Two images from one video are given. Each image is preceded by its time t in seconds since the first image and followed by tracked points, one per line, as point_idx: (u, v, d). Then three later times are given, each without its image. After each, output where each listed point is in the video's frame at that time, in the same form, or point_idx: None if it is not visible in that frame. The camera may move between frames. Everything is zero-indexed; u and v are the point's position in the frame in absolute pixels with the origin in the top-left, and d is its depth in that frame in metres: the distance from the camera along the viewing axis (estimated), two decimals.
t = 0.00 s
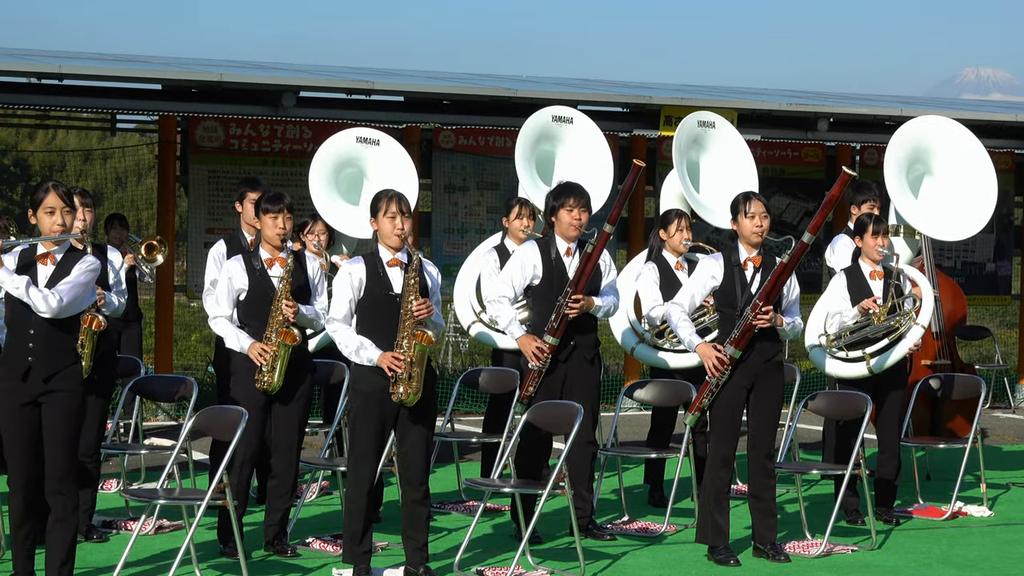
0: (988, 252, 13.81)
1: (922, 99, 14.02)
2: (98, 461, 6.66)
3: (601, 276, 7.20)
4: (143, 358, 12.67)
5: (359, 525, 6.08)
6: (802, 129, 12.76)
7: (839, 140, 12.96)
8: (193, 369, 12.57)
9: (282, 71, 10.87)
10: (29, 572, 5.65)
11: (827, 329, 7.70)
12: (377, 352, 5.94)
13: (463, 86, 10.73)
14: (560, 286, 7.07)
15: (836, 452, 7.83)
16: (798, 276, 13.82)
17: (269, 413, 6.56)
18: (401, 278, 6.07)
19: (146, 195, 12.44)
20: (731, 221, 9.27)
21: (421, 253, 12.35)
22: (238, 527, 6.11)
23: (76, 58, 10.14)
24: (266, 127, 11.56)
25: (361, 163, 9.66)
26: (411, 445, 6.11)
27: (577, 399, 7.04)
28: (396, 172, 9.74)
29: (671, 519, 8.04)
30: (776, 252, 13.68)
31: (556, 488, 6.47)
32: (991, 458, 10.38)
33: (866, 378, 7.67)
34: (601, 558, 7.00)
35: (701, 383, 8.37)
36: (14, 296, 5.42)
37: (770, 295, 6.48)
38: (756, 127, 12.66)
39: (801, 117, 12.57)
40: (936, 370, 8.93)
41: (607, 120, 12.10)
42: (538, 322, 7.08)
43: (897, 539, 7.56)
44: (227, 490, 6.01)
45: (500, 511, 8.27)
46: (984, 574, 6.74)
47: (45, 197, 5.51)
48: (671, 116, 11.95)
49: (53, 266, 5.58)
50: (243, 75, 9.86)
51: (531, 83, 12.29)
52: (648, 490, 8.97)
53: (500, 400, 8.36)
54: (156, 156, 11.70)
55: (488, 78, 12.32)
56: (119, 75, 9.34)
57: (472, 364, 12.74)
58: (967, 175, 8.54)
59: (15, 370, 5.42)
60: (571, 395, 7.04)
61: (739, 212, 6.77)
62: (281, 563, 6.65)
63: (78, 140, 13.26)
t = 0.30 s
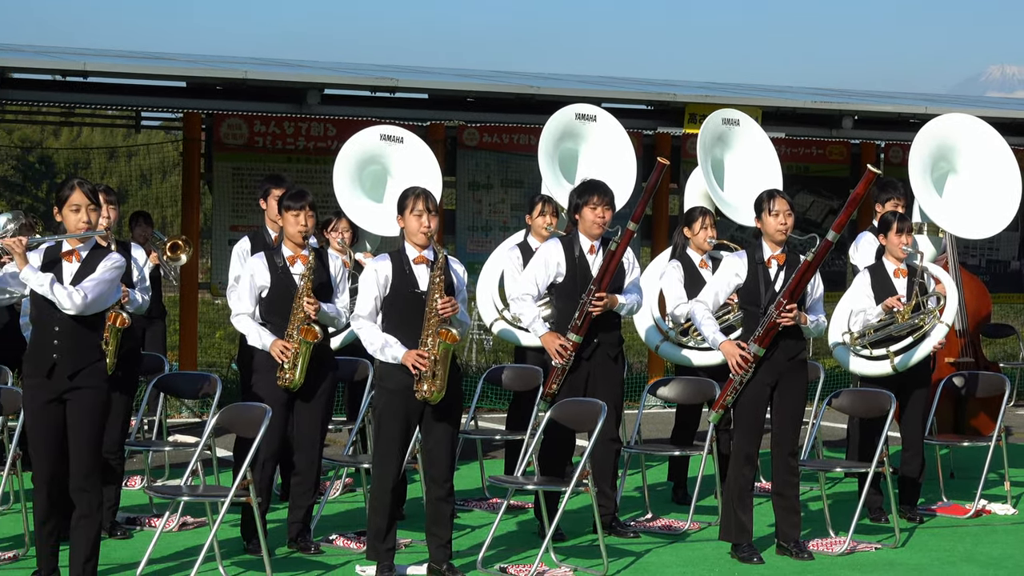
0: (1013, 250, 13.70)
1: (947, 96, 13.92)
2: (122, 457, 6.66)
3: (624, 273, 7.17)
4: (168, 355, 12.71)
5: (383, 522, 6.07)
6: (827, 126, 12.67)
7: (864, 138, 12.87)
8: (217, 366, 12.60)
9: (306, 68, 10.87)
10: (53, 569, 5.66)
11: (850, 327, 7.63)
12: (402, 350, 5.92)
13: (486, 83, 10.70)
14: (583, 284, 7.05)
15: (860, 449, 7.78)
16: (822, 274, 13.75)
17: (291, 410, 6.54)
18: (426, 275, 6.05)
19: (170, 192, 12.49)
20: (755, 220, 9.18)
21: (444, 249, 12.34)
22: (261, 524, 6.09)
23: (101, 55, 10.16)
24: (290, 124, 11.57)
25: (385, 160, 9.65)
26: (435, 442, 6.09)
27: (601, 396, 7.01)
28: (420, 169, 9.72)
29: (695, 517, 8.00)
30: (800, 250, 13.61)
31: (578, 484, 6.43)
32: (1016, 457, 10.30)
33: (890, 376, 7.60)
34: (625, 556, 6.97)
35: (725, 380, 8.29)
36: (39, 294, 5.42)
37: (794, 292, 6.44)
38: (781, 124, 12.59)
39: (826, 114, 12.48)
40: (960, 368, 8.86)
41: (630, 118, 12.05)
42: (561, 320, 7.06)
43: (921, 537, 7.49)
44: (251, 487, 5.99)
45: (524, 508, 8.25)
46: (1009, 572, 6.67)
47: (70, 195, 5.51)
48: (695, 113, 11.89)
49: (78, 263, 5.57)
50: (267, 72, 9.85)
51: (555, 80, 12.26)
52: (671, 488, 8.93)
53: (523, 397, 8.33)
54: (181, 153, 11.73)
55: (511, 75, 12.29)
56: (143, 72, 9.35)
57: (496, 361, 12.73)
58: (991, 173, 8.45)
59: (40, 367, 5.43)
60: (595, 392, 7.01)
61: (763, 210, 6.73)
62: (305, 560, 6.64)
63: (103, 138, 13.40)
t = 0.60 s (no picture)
0: None
1: (969, 93, 13.82)
2: (141, 454, 6.65)
3: (643, 269, 7.12)
4: (188, 351, 12.75)
5: (403, 518, 6.04)
6: (847, 122, 12.59)
7: (884, 134, 12.79)
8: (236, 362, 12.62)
9: (325, 64, 10.86)
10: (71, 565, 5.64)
11: (870, 323, 7.58)
12: (423, 345, 5.91)
13: (504, 79, 10.68)
14: (602, 280, 7.01)
15: (879, 446, 7.73)
16: (842, 271, 13.68)
17: (308, 407, 6.54)
18: (447, 271, 6.05)
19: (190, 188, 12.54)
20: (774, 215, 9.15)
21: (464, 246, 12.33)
22: (279, 521, 6.07)
23: (121, 51, 10.17)
24: (310, 121, 11.58)
25: (404, 156, 9.64)
26: (456, 438, 6.08)
27: (620, 393, 6.97)
28: (439, 165, 9.71)
29: (713, 514, 7.96)
30: (820, 246, 13.55)
31: (597, 481, 6.40)
32: None
33: (909, 372, 7.55)
34: (643, 552, 6.94)
35: (744, 377, 8.21)
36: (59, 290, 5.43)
37: (813, 288, 6.41)
38: (801, 121, 12.52)
39: (846, 110, 12.41)
40: (979, 365, 8.76)
41: (650, 114, 12.01)
42: (579, 317, 7.04)
43: (940, 534, 7.44)
44: (269, 482, 5.97)
45: (542, 505, 8.24)
46: None
47: (91, 191, 5.55)
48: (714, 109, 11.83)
49: (98, 259, 5.58)
50: (285, 68, 9.85)
51: (575, 77, 12.22)
52: (690, 485, 8.90)
53: (541, 394, 8.35)
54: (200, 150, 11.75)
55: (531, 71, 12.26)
56: (163, 68, 9.36)
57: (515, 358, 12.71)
58: (1009, 168, 8.37)
59: (59, 363, 5.44)
60: (613, 389, 6.97)
61: (782, 206, 6.67)
62: (323, 557, 6.63)
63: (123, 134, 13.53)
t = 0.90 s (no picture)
0: None
1: (990, 90, 13.73)
2: (161, 451, 6.72)
3: (662, 266, 7.10)
4: (208, 348, 12.78)
5: (422, 516, 6.04)
6: (867, 119, 12.53)
7: (904, 131, 12.72)
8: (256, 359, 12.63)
9: (345, 62, 10.86)
10: (91, 562, 5.65)
11: (890, 321, 7.51)
12: (444, 343, 5.90)
13: (524, 77, 10.66)
14: (621, 278, 7.00)
15: (899, 444, 7.69)
16: (862, 268, 13.63)
17: (325, 404, 6.54)
18: (467, 269, 6.04)
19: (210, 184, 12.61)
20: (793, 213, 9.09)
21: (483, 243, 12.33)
22: (299, 518, 6.07)
23: (140, 49, 10.18)
24: (329, 118, 11.60)
25: (424, 154, 9.63)
26: (476, 435, 6.08)
27: (639, 391, 6.96)
28: (459, 163, 9.70)
29: (733, 511, 7.94)
30: (839, 244, 13.50)
31: (616, 478, 6.39)
32: None
33: (929, 370, 7.51)
34: (663, 550, 6.91)
35: (764, 375, 8.19)
36: (80, 287, 5.44)
37: (832, 286, 6.37)
38: (821, 118, 12.47)
39: (867, 108, 12.34)
40: (1000, 363, 8.71)
41: (669, 111, 11.97)
42: (598, 313, 7.02)
43: (961, 532, 7.39)
44: (289, 480, 5.97)
45: (561, 502, 8.23)
46: None
47: (111, 188, 5.55)
48: (734, 107, 11.78)
49: (118, 256, 5.60)
50: (305, 66, 9.85)
51: (594, 74, 12.20)
52: (709, 482, 8.88)
53: (559, 391, 8.31)
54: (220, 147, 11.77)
55: (550, 69, 12.24)
56: (183, 66, 9.38)
57: (534, 355, 12.70)
58: None
59: (79, 360, 5.45)
60: (632, 386, 6.96)
61: (802, 204, 6.64)
62: (343, 553, 6.63)
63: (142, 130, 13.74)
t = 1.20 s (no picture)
0: None
1: (1013, 87, 13.65)
2: (182, 447, 6.65)
3: (682, 264, 7.07)
4: (228, 345, 12.81)
5: (443, 512, 6.04)
6: (889, 116, 12.46)
7: (926, 128, 12.65)
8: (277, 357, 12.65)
9: (365, 59, 10.87)
10: (113, 557, 5.67)
11: (911, 319, 7.46)
12: (466, 340, 5.90)
13: (544, 74, 10.64)
14: (641, 276, 6.94)
15: (920, 442, 7.64)
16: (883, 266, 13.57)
17: (344, 401, 6.54)
18: (489, 267, 6.03)
19: (230, 182, 12.64)
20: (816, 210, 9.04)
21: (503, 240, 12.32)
22: (320, 515, 6.06)
23: (161, 46, 10.21)
24: (350, 116, 11.61)
25: (445, 151, 9.64)
26: (498, 432, 6.07)
27: (659, 388, 6.92)
28: (480, 160, 9.69)
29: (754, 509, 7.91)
30: (860, 241, 13.44)
31: (637, 477, 6.37)
32: None
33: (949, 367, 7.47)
34: (683, 547, 6.89)
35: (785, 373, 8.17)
36: (103, 283, 5.45)
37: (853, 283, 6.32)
38: (842, 115, 12.41)
39: (888, 105, 12.27)
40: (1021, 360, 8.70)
41: (690, 109, 11.93)
42: (618, 311, 6.99)
43: (983, 530, 7.34)
44: (310, 476, 5.97)
45: (582, 499, 8.21)
46: None
47: (133, 185, 5.56)
48: (755, 104, 11.74)
49: (140, 253, 5.61)
50: (325, 63, 9.86)
51: (615, 71, 12.18)
52: (730, 480, 8.85)
53: (577, 388, 8.30)
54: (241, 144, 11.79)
55: (570, 66, 12.22)
56: (204, 63, 9.41)
57: (555, 352, 12.69)
58: None
59: (101, 356, 5.47)
60: (653, 384, 6.93)
61: (822, 201, 6.61)
62: (364, 551, 6.65)
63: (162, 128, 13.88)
